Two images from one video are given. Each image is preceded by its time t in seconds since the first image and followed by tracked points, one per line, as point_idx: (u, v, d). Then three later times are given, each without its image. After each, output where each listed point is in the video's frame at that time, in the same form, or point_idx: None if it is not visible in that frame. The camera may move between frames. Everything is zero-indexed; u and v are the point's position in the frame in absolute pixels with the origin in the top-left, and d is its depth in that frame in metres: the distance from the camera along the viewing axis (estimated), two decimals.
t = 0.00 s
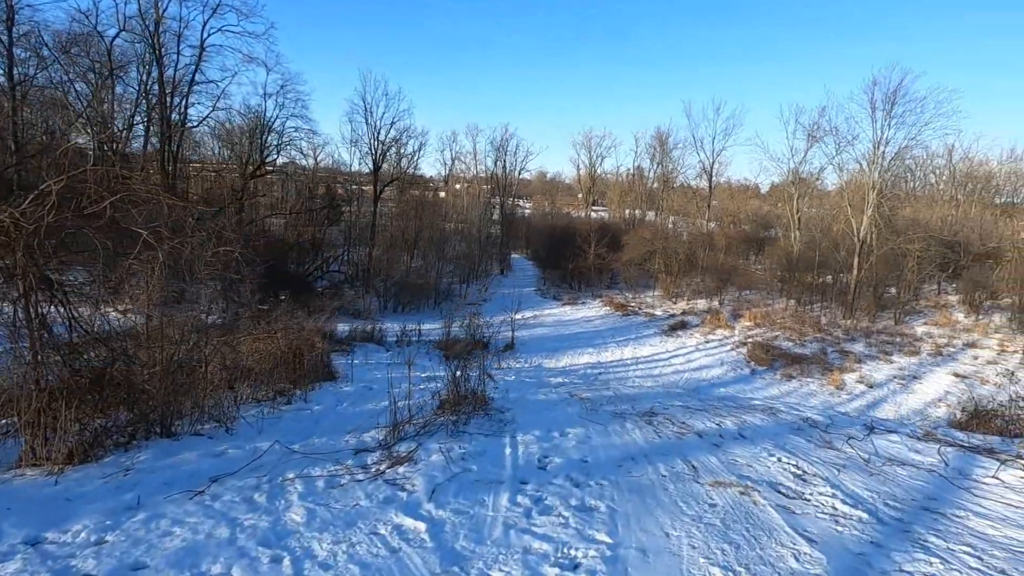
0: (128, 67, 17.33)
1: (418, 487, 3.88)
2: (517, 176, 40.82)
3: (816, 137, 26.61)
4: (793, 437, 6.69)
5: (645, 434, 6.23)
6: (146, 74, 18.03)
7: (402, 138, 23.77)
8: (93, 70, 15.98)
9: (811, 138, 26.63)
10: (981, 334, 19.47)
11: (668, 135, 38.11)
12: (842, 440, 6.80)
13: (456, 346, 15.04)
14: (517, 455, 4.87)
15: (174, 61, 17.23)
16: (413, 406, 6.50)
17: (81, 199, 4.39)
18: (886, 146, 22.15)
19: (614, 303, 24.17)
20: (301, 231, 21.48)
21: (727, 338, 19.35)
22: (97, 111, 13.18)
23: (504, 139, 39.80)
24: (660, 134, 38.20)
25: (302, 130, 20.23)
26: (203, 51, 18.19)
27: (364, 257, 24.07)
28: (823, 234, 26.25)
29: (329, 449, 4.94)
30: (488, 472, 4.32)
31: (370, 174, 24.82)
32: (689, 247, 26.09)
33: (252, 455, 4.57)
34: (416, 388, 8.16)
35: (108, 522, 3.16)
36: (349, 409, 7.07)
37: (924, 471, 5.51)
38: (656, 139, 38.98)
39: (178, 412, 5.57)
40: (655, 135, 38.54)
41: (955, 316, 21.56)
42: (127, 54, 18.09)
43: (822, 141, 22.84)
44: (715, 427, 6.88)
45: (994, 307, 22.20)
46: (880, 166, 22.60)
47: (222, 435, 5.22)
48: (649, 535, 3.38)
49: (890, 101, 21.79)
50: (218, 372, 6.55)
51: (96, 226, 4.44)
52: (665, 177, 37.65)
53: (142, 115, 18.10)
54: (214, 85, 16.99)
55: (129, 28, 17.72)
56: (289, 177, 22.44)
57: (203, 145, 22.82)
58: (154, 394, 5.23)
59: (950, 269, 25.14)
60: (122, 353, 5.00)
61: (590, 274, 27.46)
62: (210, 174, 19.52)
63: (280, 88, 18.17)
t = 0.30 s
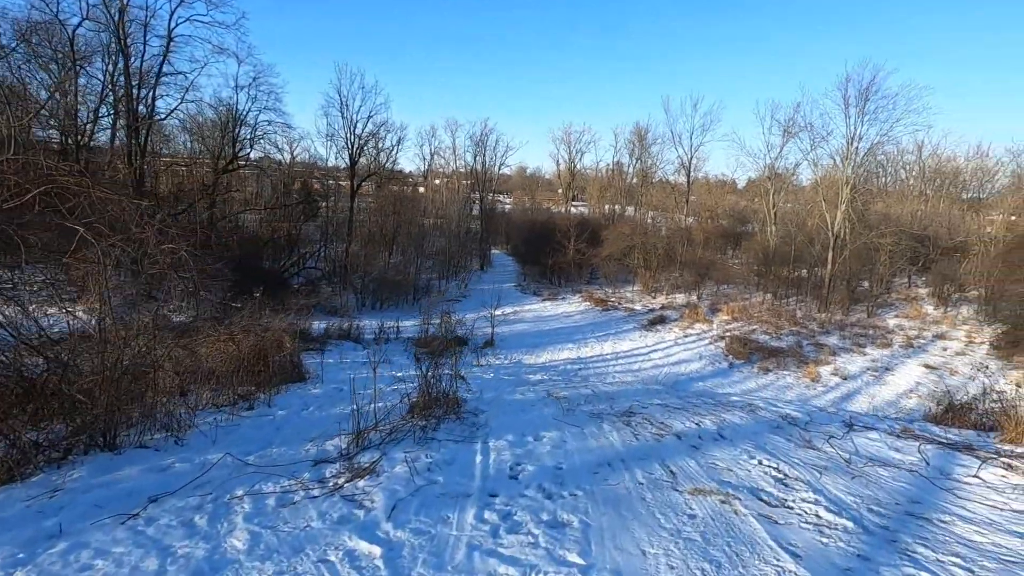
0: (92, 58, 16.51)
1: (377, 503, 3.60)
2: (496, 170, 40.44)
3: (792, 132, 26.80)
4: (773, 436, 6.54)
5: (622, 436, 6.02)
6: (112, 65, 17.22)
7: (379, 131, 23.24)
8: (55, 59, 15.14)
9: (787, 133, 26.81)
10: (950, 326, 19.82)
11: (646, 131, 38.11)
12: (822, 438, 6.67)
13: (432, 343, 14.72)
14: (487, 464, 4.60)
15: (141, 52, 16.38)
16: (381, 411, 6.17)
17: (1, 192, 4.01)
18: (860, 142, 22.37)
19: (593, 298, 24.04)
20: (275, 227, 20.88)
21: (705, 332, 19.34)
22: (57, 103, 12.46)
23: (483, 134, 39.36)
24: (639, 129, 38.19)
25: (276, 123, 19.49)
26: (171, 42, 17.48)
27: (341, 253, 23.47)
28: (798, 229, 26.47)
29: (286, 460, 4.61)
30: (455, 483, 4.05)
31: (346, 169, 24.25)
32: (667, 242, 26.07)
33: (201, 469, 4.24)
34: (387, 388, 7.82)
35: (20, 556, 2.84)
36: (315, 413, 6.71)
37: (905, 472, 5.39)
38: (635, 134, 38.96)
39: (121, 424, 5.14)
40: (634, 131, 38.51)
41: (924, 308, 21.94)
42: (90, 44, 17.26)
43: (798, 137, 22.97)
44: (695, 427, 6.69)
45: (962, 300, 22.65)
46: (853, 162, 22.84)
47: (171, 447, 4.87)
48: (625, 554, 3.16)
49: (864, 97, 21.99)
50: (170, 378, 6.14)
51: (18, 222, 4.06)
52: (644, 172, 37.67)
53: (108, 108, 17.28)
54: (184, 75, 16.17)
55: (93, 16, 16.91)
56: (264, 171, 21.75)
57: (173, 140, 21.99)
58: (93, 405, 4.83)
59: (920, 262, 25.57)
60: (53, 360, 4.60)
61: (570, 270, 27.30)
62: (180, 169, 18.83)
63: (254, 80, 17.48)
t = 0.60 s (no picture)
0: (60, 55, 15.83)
1: (337, 533, 3.35)
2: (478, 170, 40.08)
3: (770, 134, 26.99)
4: (756, 445, 6.40)
5: (602, 447, 5.81)
6: (81, 63, 16.54)
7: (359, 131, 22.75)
8: (20, 55, 14.49)
9: (765, 135, 26.99)
10: (924, 324, 20.07)
11: (627, 131, 38.12)
12: (805, 445, 6.54)
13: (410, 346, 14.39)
14: (459, 483, 4.36)
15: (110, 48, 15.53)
16: (351, 424, 5.86)
17: None
18: (836, 144, 22.60)
19: (575, 299, 23.86)
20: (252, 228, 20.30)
21: (686, 333, 19.30)
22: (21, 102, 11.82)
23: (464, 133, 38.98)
24: (620, 130, 38.17)
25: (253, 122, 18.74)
26: (143, 39, 16.86)
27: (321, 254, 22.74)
28: (777, 229, 26.64)
29: (244, 481, 4.30)
30: (424, 507, 3.80)
31: (325, 170, 23.72)
32: (649, 243, 26.01)
33: (148, 494, 3.91)
34: (361, 395, 7.49)
35: None
36: (282, 424, 6.37)
37: (890, 482, 5.26)
38: (617, 135, 38.97)
39: (67, 444, 4.75)
40: (615, 131, 38.49)
41: (899, 307, 22.23)
42: (58, 40, 16.56)
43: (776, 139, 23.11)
44: (678, 436, 6.51)
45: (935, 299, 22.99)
46: (830, 163, 23.04)
47: (119, 470, 4.51)
48: None
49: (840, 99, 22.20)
50: (124, 392, 5.76)
51: None
52: (625, 173, 37.70)
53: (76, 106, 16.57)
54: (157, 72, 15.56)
55: (60, 12, 16.22)
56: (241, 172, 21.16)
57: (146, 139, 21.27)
58: (29, 426, 4.44)
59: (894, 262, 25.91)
60: None
61: (552, 271, 27.08)
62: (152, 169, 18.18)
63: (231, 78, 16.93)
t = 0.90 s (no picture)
0: (9, 50, 15.01)
1: (288, 564, 3.15)
2: (449, 172, 39.71)
3: (736, 140, 27.48)
4: (727, 452, 6.35)
5: (573, 458, 5.69)
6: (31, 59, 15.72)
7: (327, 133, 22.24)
8: None
9: (731, 141, 27.47)
10: (882, 325, 20.66)
11: (597, 136, 38.35)
12: (775, 452, 6.52)
13: (379, 351, 14.08)
14: (423, 502, 4.16)
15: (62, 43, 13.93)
16: (311, 439, 5.58)
17: None
18: (799, 151, 23.12)
19: (547, 303, 23.79)
20: (216, 231, 19.63)
21: (656, 336, 19.40)
22: None
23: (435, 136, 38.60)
24: (590, 135, 38.38)
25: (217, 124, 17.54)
26: (98, 35, 16.14)
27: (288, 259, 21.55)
28: (743, 234, 27.12)
29: (191, 506, 4.02)
30: (384, 532, 3.61)
31: (293, 172, 23.11)
32: (620, 247, 26.11)
33: (82, 524, 3.61)
34: (324, 406, 7.17)
35: None
36: (238, 440, 6.04)
37: (859, 489, 5.26)
38: (587, 140, 39.20)
39: None
40: (585, 136, 38.68)
41: (860, 309, 22.82)
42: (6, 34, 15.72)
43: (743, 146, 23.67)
44: (649, 445, 6.42)
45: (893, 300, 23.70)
46: (793, 170, 23.59)
47: (52, 498, 4.15)
48: None
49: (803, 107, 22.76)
50: (63, 407, 5.30)
51: None
52: (596, 177, 37.89)
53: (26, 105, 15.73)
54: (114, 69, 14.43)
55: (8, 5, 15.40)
56: (205, 175, 20.44)
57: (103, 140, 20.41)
58: None
59: (854, 265, 26.67)
60: None
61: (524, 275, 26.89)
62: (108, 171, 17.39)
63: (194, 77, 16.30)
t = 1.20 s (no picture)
0: None
1: None
2: (398, 180, 39.10)
3: (679, 149, 28.34)
4: (678, 456, 6.39)
5: (526, 470, 5.58)
6: None
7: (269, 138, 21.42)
8: None
9: (675, 150, 28.30)
10: (817, 325, 21.66)
11: (546, 144, 38.74)
12: (724, 454, 6.62)
13: (325, 364, 13.59)
14: (367, 525, 3.95)
15: None
16: (248, 462, 5.24)
17: None
18: (738, 160, 24.06)
19: (499, 310, 23.68)
20: (149, 242, 18.50)
21: (607, 341, 19.62)
22: None
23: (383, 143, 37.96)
24: (539, 143, 38.73)
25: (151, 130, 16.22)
26: (13, 32, 14.98)
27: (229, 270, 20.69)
28: (687, 239, 27.93)
29: (108, 543, 3.68)
30: (325, 561, 3.40)
31: (233, 179, 22.14)
32: (570, 253, 26.31)
33: None
34: (266, 425, 6.77)
35: None
36: (168, 466, 5.60)
37: (804, 488, 5.38)
38: (536, 148, 39.54)
39: None
40: (534, 144, 39.00)
41: (797, 310, 23.86)
42: None
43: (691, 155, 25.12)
44: (602, 452, 6.38)
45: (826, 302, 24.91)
46: (732, 178, 24.55)
47: None
48: None
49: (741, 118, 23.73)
50: None
51: None
52: (545, 185, 38.20)
53: None
54: (34, 69, 11.88)
55: None
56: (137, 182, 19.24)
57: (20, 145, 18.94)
58: None
59: (790, 268, 27.91)
60: None
61: (475, 283, 26.65)
62: (26, 178, 16.09)
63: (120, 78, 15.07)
